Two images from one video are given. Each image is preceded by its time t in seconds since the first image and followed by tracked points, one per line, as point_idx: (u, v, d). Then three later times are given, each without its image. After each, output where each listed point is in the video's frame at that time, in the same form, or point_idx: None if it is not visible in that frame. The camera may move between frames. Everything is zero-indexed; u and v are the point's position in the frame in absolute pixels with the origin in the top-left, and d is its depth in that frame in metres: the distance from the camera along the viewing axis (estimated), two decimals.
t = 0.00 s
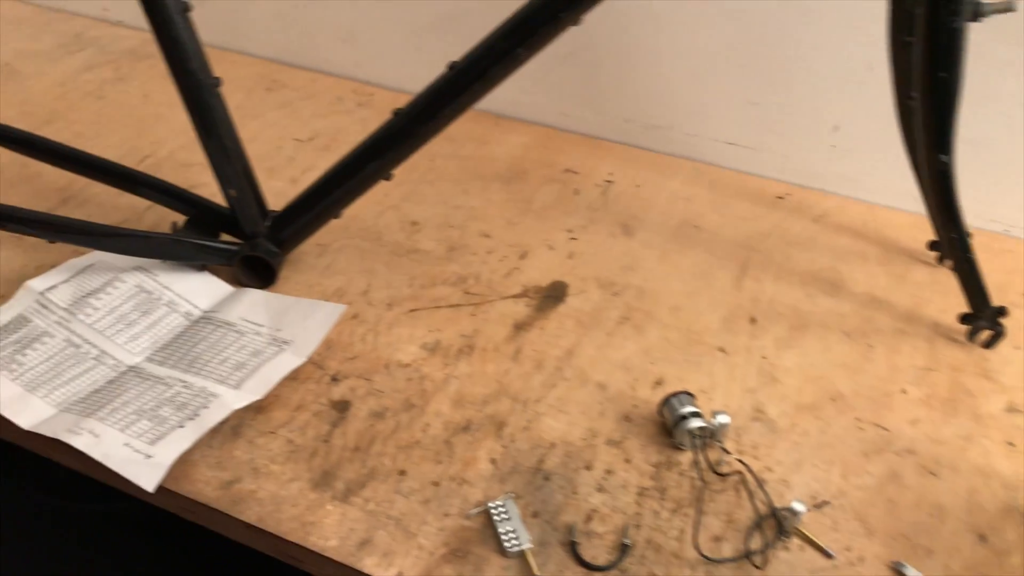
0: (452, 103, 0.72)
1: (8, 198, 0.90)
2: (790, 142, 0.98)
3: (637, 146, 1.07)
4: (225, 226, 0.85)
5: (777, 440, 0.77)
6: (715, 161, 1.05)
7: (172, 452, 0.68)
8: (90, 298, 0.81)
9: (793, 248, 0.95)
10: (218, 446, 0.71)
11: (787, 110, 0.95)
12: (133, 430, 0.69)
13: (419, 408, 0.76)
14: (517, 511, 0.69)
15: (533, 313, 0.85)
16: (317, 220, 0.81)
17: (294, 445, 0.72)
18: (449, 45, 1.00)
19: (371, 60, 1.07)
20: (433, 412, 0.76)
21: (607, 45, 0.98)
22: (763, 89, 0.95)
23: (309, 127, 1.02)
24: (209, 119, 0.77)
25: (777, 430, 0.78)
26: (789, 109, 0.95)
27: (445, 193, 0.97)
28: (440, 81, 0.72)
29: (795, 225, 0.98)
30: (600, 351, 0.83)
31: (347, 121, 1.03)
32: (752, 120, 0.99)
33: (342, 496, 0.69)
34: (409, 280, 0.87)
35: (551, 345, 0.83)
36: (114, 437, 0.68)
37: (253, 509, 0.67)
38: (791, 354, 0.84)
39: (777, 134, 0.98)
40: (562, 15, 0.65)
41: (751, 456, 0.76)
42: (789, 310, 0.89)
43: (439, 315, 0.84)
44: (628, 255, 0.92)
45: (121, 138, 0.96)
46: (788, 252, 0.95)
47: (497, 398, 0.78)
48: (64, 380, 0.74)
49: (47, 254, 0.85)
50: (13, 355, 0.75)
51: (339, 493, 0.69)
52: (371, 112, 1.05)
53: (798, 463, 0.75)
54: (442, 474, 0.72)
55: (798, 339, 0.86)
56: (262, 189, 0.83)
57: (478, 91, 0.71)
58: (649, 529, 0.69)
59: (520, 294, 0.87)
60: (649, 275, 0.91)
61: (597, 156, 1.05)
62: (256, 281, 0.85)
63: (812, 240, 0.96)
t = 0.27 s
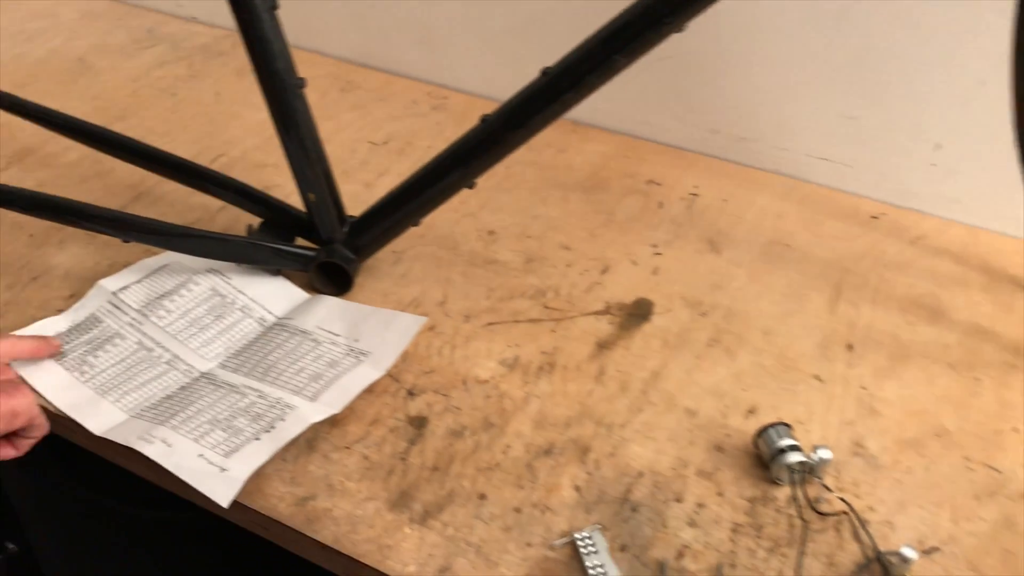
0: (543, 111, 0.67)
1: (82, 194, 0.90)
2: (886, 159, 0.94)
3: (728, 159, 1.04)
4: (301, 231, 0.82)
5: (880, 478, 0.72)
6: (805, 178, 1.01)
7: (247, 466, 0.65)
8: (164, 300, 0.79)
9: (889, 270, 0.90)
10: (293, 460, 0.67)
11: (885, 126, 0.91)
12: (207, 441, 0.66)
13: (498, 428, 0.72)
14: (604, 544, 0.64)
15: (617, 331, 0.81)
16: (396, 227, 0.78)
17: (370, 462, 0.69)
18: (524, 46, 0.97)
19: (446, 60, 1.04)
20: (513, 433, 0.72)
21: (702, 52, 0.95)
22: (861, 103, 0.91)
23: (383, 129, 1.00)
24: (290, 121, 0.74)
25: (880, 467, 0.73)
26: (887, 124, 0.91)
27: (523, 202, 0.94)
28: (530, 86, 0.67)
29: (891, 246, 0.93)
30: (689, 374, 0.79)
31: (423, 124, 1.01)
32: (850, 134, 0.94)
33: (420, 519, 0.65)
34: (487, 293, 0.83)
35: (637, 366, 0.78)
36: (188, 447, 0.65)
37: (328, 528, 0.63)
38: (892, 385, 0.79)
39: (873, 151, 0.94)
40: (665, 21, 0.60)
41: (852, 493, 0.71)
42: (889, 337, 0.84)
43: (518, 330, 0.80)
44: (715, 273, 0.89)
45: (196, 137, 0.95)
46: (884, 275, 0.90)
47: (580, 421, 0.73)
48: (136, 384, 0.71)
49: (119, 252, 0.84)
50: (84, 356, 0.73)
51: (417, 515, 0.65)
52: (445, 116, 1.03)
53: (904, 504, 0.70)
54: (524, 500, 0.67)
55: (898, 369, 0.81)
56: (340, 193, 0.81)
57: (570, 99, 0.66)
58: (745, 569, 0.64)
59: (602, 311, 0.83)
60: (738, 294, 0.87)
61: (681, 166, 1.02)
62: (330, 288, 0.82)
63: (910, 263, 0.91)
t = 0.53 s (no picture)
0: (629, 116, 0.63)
1: (138, 189, 0.88)
2: (987, 173, 0.88)
3: (814, 170, 0.98)
4: (364, 234, 0.79)
5: (992, 521, 0.65)
6: (896, 191, 0.95)
7: (312, 485, 0.60)
8: (221, 303, 0.75)
9: (989, 292, 0.84)
10: (356, 478, 0.63)
11: (987, 136, 0.85)
12: (268, 456, 0.61)
13: (574, 452, 0.67)
14: None
15: (698, 350, 0.76)
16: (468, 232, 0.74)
17: (437, 485, 0.63)
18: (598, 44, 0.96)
19: (511, 58, 1.03)
20: (590, 458, 0.67)
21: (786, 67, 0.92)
22: (962, 111, 0.85)
23: (446, 130, 0.97)
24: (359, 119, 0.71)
25: (992, 510, 0.66)
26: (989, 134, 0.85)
27: (594, 208, 0.90)
28: (616, 88, 0.62)
29: (991, 266, 0.87)
30: (776, 400, 0.73)
31: (488, 123, 0.98)
32: (949, 145, 0.88)
33: (491, 549, 0.59)
34: (558, 305, 0.78)
35: (721, 390, 0.73)
36: (247, 462, 0.61)
37: (393, 556, 0.58)
38: (999, 418, 0.73)
39: (972, 163, 0.88)
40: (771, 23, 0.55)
41: (962, 537, 0.64)
42: (994, 365, 0.77)
43: (592, 346, 0.75)
44: (804, 291, 0.84)
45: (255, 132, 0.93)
46: (985, 297, 0.83)
47: (662, 448, 0.68)
48: (191, 393, 0.67)
49: (175, 251, 0.81)
50: (138, 362, 0.69)
51: (488, 545, 0.60)
52: (510, 117, 1.00)
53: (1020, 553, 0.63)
54: (603, 532, 0.62)
55: (1006, 401, 0.74)
56: (407, 195, 0.77)
57: (658, 103, 0.61)
58: None
59: (682, 328, 0.78)
60: (826, 314, 0.81)
61: (759, 175, 0.97)
62: (393, 296, 0.78)
63: (1013, 284, 0.85)
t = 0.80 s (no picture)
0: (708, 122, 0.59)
1: (183, 188, 0.88)
2: None
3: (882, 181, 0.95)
4: (416, 240, 0.76)
5: None
6: (970, 203, 0.91)
7: (372, 508, 0.56)
8: (265, 311, 0.72)
9: None
10: (409, 500, 0.59)
11: None
12: (323, 476, 0.58)
13: (639, 480, 0.63)
14: None
15: (769, 372, 0.72)
16: (523, 242, 0.71)
17: (494, 511, 0.59)
18: (660, 53, 0.94)
19: (567, 60, 1.02)
20: (656, 487, 0.62)
21: (841, 73, 0.89)
22: None
23: (500, 130, 0.96)
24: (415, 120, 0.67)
25: None
26: None
27: (655, 217, 0.86)
28: (691, 92, 0.59)
29: None
30: (852, 427, 0.69)
31: (540, 125, 0.97)
32: None
33: None
34: (618, 319, 0.74)
35: (794, 415, 0.69)
36: (303, 483, 0.57)
37: None
38: None
39: None
40: (863, 26, 0.52)
41: None
42: None
43: (656, 365, 0.71)
44: (879, 309, 0.79)
45: (303, 130, 0.93)
46: None
47: (733, 477, 0.64)
48: (238, 407, 0.64)
49: (219, 255, 0.79)
50: (180, 374, 0.66)
51: None
52: (564, 118, 0.98)
53: None
54: (672, 568, 0.57)
55: None
56: (463, 200, 0.73)
57: (738, 109, 0.58)
58: None
59: (751, 347, 0.74)
60: (902, 335, 0.77)
61: (824, 185, 0.94)
62: (445, 306, 0.74)
63: None
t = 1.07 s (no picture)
0: (782, 125, 0.59)
1: (216, 186, 0.85)
2: None
3: (958, 190, 0.91)
4: (460, 245, 0.72)
5: None
6: None
7: (421, 537, 0.52)
8: (302, 318, 0.69)
9: None
10: (455, 526, 0.55)
11: None
12: (366, 499, 0.54)
13: (701, 509, 0.58)
14: None
15: (835, 393, 0.68)
16: (574, 249, 0.69)
17: (546, 540, 0.55)
18: (713, 46, 0.93)
19: (616, 57, 1.00)
20: (719, 516, 0.58)
21: (895, 78, 0.87)
22: None
23: (544, 130, 0.95)
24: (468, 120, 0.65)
25: None
26: None
27: (711, 223, 0.85)
28: (763, 96, 0.59)
29: None
30: (928, 453, 0.64)
31: (587, 124, 0.96)
32: None
33: None
34: (674, 332, 0.72)
35: (864, 441, 0.65)
36: (345, 507, 0.53)
37: None
38: None
39: None
40: (959, 24, 0.51)
41: None
42: None
43: (716, 383, 0.67)
44: (950, 325, 0.75)
45: (343, 129, 0.93)
46: None
47: (801, 506, 0.59)
48: (274, 421, 0.61)
49: (254, 258, 0.77)
50: (213, 383, 0.63)
51: None
52: (611, 117, 0.97)
53: None
54: None
55: None
56: (512, 204, 0.70)
57: (813, 115, 0.58)
58: None
59: (816, 366, 0.70)
60: (976, 354, 0.73)
61: (890, 191, 0.91)
62: (490, 315, 0.71)
63: None
